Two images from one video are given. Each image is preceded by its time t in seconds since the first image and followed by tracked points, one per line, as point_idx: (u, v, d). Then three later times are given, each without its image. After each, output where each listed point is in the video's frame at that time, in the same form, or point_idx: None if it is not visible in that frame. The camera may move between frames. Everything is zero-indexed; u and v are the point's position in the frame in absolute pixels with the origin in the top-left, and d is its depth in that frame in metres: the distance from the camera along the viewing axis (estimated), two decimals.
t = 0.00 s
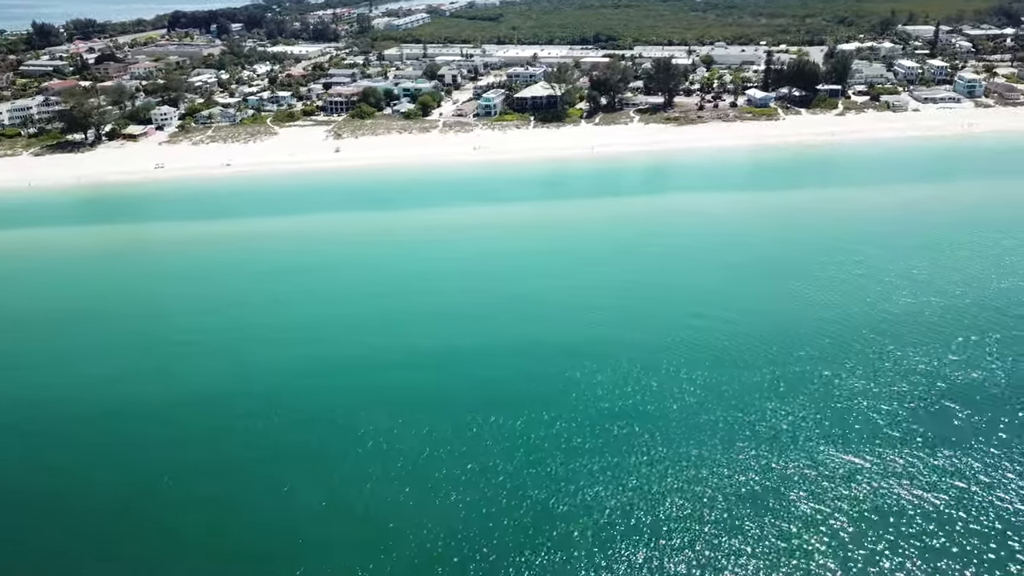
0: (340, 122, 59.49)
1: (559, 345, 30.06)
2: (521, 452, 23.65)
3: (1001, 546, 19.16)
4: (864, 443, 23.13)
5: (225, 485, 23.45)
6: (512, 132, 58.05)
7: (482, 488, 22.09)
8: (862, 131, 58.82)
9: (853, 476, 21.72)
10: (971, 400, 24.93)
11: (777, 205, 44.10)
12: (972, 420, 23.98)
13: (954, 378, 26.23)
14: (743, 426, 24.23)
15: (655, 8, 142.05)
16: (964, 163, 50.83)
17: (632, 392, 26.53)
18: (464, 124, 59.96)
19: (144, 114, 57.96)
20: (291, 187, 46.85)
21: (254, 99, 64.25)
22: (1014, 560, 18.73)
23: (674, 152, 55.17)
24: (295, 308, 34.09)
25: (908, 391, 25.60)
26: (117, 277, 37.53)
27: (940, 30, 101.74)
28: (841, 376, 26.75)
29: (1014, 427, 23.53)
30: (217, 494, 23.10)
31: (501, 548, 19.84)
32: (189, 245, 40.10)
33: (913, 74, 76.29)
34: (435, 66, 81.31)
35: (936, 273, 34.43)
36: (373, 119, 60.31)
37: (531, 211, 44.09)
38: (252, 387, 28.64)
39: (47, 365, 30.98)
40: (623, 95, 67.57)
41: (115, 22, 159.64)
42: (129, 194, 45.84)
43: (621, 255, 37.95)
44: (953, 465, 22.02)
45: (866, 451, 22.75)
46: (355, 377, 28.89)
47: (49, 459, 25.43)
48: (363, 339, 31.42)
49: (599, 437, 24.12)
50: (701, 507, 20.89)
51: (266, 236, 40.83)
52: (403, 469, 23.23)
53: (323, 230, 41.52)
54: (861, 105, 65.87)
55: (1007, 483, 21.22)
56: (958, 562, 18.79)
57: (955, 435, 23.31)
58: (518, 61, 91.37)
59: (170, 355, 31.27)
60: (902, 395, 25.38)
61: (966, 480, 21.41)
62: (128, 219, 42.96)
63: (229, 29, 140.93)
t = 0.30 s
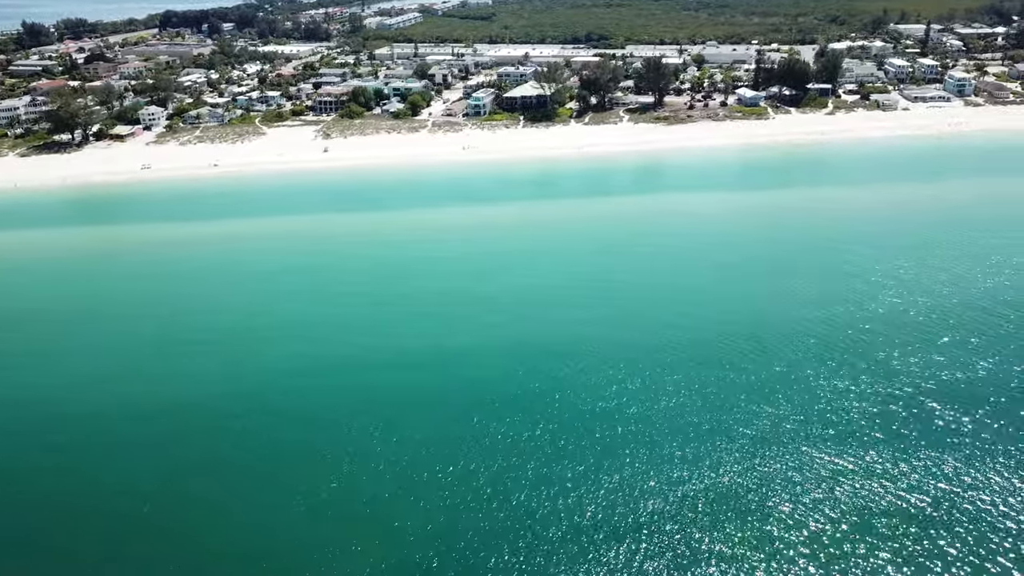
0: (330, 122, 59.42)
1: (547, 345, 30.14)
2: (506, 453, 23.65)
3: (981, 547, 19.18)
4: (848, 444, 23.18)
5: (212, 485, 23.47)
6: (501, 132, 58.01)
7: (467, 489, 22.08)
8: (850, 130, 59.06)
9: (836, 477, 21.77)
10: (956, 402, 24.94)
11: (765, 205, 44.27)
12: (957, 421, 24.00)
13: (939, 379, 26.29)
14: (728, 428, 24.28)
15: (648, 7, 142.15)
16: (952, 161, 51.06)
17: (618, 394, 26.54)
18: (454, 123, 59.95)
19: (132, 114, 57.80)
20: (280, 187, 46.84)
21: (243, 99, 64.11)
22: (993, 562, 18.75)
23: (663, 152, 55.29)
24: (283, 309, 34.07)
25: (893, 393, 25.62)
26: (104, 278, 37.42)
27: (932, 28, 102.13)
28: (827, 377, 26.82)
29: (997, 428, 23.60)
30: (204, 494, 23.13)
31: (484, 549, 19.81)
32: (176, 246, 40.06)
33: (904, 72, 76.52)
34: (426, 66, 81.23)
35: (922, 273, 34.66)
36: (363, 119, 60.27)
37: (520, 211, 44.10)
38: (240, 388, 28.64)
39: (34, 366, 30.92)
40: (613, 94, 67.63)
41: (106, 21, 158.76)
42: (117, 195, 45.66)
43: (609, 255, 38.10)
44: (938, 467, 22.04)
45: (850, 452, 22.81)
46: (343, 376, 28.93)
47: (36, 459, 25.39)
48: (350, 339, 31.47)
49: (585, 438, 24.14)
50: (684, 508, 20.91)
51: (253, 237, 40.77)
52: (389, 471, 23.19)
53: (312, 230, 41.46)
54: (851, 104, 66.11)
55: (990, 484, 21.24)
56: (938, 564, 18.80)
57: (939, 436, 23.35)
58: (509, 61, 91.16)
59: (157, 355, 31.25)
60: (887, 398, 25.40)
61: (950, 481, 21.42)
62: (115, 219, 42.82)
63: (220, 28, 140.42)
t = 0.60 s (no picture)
0: (319, 122, 59.31)
1: (532, 345, 30.20)
2: (490, 454, 23.66)
3: (964, 549, 19.23)
4: (832, 445, 23.27)
5: (197, 486, 23.33)
6: (491, 132, 57.99)
7: (451, 491, 22.07)
8: (839, 129, 59.26)
9: (820, 479, 21.83)
10: (941, 403, 25.03)
11: (752, 205, 44.39)
12: (941, 422, 24.09)
13: (923, 381, 26.40)
14: (712, 429, 24.32)
15: (640, 6, 142.24)
16: (940, 161, 51.26)
17: (604, 395, 26.58)
18: (443, 123, 59.91)
19: (120, 115, 57.59)
20: (268, 188, 46.73)
21: (232, 99, 63.93)
22: (975, 564, 18.79)
23: (652, 151, 55.38)
24: (269, 309, 34.03)
25: (878, 394, 25.70)
26: (89, 279, 37.28)
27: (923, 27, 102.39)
28: (812, 378, 26.92)
29: (981, 429, 23.69)
30: (188, 494, 22.98)
31: (466, 551, 19.77)
32: (162, 247, 39.93)
33: (894, 71, 76.73)
34: (416, 65, 81.14)
35: (907, 273, 34.84)
36: (352, 119, 60.16)
37: (508, 211, 44.09)
38: (225, 388, 28.64)
39: (18, 367, 30.84)
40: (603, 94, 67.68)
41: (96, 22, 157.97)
42: (103, 196, 45.47)
43: (595, 255, 38.16)
44: (921, 468, 22.13)
45: (833, 454, 22.89)
46: (329, 376, 28.93)
47: (20, 459, 25.33)
48: (336, 339, 31.47)
49: (570, 440, 24.16)
50: (667, 510, 20.94)
51: (239, 238, 40.64)
52: (373, 472, 23.17)
53: (299, 231, 41.37)
54: (840, 104, 66.29)
55: (973, 485, 21.33)
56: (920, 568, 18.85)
57: (923, 437, 23.44)
58: (501, 61, 91.01)
59: (141, 356, 31.17)
60: (872, 398, 25.49)
61: (932, 483, 21.51)
62: (101, 220, 42.65)
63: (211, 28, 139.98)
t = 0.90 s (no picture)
0: (307, 122, 59.21)
1: (517, 345, 30.24)
2: (473, 456, 23.66)
3: (944, 552, 19.29)
4: (813, 447, 23.35)
5: (182, 487, 23.23)
6: (480, 132, 57.98)
7: (433, 493, 22.06)
8: (827, 129, 59.47)
9: (801, 481, 21.89)
10: (923, 405, 25.13)
11: (739, 205, 44.51)
12: (924, 424, 24.20)
13: (906, 382, 26.52)
14: (695, 431, 24.37)
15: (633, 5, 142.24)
16: (927, 160, 51.48)
17: (588, 396, 26.62)
18: (432, 123, 59.87)
19: (107, 115, 57.39)
20: (255, 189, 46.62)
21: (221, 99, 63.75)
22: (955, 568, 18.82)
23: (641, 151, 55.46)
24: (254, 310, 33.98)
25: (861, 396, 25.80)
26: (73, 279, 37.12)
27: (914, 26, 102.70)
28: (795, 379, 27.00)
29: (967, 431, 23.76)
30: (172, 496, 22.89)
31: (446, 554, 19.75)
32: (148, 248, 39.81)
33: (884, 71, 76.96)
34: (407, 65, 81.06)
35: (893, 273, 34.98)
36: (341, 119, 60.06)
37: (496, 212, 44.09)
38: (209, 388, 28.59)
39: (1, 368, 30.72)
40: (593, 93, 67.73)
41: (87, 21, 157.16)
42: (89, 197, 45.26)
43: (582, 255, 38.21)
44: (902, 469, 22.22)
45: (815, 456, 22.96)
46: (313, 376, 28.91)
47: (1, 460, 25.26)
48: (321, 339, 31.44)
49: (553, 441, 24.18)
50: (648, 512, 20.97)
51: (224, 239, 40.55)
52: (355, 473, 23.17)
53: (286, 231, 41.29)
54: (830, 103, 66.46)
55: (953, 487, 21.42)
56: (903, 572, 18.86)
57: (905, 439, 23.53)
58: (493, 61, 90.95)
59: (126, 356, 31.14)
60: (855, 400, 25.58)
61: (912, 484, 21.60)
62: (86, 221, 42.49)
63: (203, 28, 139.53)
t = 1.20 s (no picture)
0: (296, 122, 59.12)
1: (501, 345, 30.30)
2: (455, 458, 23.71)
3: (921, 555, 19.34)
4: (794, 449, 23.43)
5: (164, 488, 23.24)
6: (469, 132, 57.97)
7: (413, 496, 22.07)
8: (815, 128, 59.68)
9: (781, 483, 21.97)
10: (907, 408, 25.18)
11: (726, 205, 44.61)
12: (906, 427, 24.26)
13: (890, 384, 26.59)
14: (677, 434, 24.43)
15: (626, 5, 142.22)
16: (915, 160, 51.65)
17: (571, 397, 26.70)
18: (421, 123, 59.83)
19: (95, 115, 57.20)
20: (242, 189, 46.53)
21: (209, 99, 63.62)
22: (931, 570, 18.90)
23: (630, 151, 55.55)
24: (239, 311, 33.95)
25: (844, 397, 25.91)
26: (58, 280, 37.05)
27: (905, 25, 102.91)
28: (779, 381, 27.08)
29: (950, 433, 23.83)
30: (154, 496, 22.90)
31: (424, 557, 19.76)
32: (133, 249, 39.72)
33: (875, 70, 77.13)
34: (398, 65, 80.98)
35: (877, 273, 35.11)
36: (330, 119, 59.98)
37: (484, 212, 44.10)
38: (192, 389, 28.57)
39: None
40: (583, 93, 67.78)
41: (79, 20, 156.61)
42: (76, 198, 45.10)
43: (568, 256, 38.26)
44: (882, 472, 22.29)
45: (795, 458, 23.04)
46: (296, 377, 28.91)
47: None
48: (305, 340, 31.43)
49: (537, 444, 24.21)
50: (628, 515, 21.01)
51: (210, 240, 40.47)
52: (336, 475, 23.19)
53: (273, 232, 41.22)
54: (819, 103, 66.63)
55: (932, 490, 21.49)
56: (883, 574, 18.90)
57: (885, 442, 23.61)
58: (484, 60, 90.84)
59: (110, 356, 31.10)
60: (838, 402, 25.67)
61: (892, 487, 21.66)
62: (72, 222, 42.37)
63: (195, 28, 139.10)
